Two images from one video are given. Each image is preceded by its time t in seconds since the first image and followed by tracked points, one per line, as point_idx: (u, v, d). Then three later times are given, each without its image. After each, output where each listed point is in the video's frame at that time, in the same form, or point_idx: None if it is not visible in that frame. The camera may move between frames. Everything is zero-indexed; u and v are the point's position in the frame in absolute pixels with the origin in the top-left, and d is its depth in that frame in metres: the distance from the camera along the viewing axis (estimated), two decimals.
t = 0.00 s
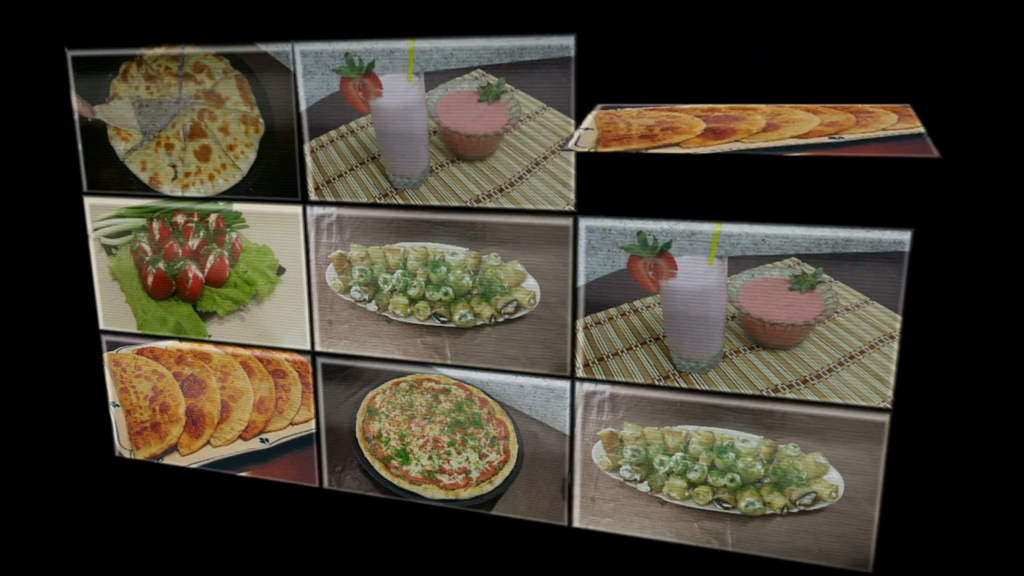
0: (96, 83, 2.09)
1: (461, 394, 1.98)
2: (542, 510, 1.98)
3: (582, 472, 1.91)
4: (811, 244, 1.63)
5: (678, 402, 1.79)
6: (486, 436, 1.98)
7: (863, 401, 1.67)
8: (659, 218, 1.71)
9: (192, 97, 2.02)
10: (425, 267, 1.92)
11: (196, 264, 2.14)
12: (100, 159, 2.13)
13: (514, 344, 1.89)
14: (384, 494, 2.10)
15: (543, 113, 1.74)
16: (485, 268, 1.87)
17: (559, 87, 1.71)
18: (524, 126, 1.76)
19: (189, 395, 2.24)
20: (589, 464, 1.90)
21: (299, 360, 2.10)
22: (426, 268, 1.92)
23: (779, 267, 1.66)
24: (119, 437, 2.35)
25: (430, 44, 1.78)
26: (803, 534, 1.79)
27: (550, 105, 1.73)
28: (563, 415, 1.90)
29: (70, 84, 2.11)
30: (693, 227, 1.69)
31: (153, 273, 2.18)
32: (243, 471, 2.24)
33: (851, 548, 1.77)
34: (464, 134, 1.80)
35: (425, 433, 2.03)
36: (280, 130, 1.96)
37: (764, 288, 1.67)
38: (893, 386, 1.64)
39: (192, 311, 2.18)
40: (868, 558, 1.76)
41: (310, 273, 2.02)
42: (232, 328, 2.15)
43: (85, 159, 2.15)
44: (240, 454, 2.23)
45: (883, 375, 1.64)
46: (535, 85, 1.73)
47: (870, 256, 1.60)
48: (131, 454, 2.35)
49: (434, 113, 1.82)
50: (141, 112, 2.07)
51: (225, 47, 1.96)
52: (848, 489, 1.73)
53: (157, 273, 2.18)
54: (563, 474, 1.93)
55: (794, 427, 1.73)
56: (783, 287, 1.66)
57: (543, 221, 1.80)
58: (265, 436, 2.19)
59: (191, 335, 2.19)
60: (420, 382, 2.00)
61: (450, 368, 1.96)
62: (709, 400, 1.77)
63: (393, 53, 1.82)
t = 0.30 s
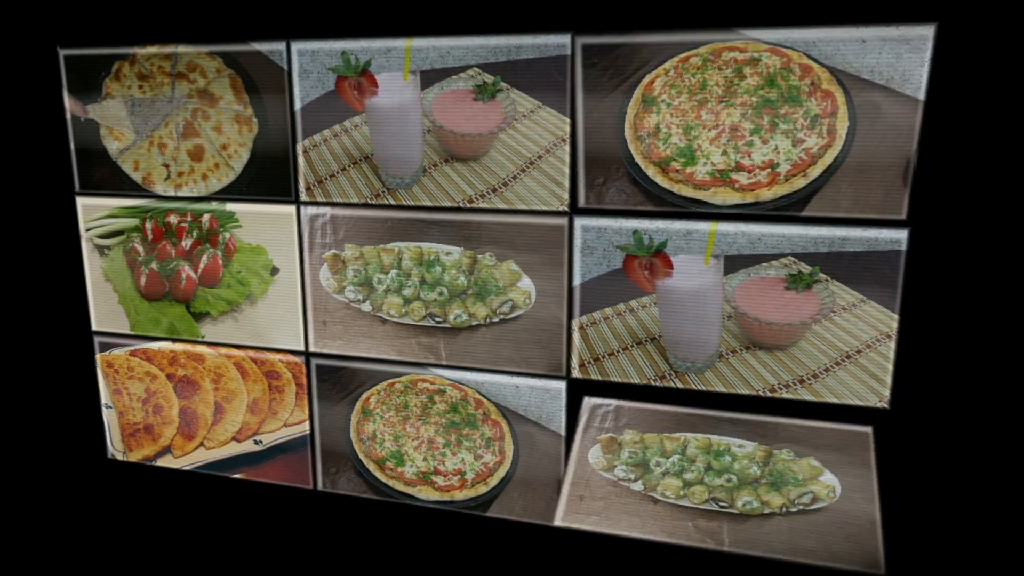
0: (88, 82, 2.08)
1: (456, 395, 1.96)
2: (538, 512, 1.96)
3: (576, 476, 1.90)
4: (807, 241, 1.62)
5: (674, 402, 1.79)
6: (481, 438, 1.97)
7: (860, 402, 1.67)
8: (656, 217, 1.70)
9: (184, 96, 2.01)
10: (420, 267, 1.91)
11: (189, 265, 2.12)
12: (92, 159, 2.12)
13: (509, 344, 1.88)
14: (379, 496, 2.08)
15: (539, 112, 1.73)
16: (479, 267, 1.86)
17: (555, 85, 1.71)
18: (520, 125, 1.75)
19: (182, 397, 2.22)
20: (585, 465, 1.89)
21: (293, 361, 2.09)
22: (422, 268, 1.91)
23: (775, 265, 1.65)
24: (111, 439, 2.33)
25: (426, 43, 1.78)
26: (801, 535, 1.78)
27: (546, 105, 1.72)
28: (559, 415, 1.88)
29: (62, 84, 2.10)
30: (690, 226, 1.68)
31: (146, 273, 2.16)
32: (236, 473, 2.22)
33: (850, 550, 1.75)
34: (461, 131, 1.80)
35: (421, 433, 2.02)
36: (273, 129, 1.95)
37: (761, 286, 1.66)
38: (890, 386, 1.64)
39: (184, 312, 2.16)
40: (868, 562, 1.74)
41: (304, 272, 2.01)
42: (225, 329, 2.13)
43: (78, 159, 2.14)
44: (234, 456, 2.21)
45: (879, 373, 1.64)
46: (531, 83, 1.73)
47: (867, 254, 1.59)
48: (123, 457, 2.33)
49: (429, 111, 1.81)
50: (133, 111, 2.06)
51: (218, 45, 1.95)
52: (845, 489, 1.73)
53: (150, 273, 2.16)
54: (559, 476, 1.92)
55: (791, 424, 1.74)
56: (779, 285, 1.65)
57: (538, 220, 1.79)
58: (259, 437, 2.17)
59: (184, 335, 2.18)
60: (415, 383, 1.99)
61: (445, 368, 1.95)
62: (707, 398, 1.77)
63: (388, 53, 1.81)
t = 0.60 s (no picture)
0: (77, 81, 2.05)
1: (450, 396, 1.94)
2: (533, 513, 1.94)
3: (572, 478, 1.89)
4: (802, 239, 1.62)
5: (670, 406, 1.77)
6: (475, 440, 1.95)
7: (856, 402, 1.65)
8: (654, 219, 1.68)
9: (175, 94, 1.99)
10: (413, 267, 1.89)
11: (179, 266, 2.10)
12: (81, 158, 2.10)
13: (504, 345, 1.86)
14: (371, 499, 2.06)
15: (534, 109, 1.71)
16: (473, 267, 1.84)
17: (549, 82, 1.69)
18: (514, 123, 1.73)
19: (172, 399, 2.20)
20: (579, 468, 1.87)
21: (285, 363, 2.06)
22: (415, 268, 1.88)
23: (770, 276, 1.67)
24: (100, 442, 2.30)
25: (419, 40, 1.76)
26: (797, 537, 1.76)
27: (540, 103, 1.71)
28: (553, 417, 1.86)
29: (51, 82, 2.07)
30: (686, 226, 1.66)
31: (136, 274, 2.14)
32: (227, 476, 2.19)
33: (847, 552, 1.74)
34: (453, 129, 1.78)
35: (413, 436, 1.99)
36: (265, 127, 1.93)
37: (756, 293, 1.67)
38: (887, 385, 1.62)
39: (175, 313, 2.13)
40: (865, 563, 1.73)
41: (296, 272, 1.99)
42: (216, 330, 2.11)
43: (66, 158, 2.11)
44: (224, 459, 2.18)
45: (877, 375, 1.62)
46: (525, 81, 1.71)
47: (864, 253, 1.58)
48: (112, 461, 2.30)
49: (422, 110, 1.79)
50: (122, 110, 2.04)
51: (209, 43, 1.93)
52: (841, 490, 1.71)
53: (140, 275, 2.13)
54: (554, 478, 1.90)
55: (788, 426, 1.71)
56: (773, 293, 1.66)
57: (532, 219, 1.77)
58: (250, 440, 2.14)
59: (174, 337, 2.15)
60: (408, 384, 1.97)
61: (439, 369, 1.93)
62: (702, 402, 1.75)
63: (381, 50, 1.79)
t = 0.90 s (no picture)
0: (63, 78, 2.02)
1: (442, 397, 1.91)
2: (527, 517, 1.91)
3: (566, 482, 1.85)
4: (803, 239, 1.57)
5: (665, 406, 1.74)
6: (468, 443, 1.91)
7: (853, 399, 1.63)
8: (649, 215, 1.65)
9: (161, 91, 1.95)
10: (405, 267, 1.86)
11: (166, 266, 2.06)
12: (67, 157, 2.06)
13: (496, 345, 1.83)
14: (363, 504, 2.02)
15: (527, 105, 1.69)
16: (467, 267, 1.81)
17: (543, 79, 1.67)
18: (509, 120, 1.71)
19: (159, 402, 2.16)
20: (573, 472, 1.84)
21: (274, 365, 2.03)
22: (406, 267, 1.86)
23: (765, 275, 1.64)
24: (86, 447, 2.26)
25: (411, 36, 1.74)
26: (795, 541, 1.73)
27: (534, 100, 1.69)
28: (547, 419, 1.83)
29: (36, 80, 2.04)
30: (681, 223, 1.64)
31: (122, 275, 2.10)
32: (215, 481, 2.16)
33: (846, 555, 1.71)
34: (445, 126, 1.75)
35: (405, 439, 1.96)
36: (254, 126, 1.90)
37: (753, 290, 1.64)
38: (885, 384, 1.60)
39: (162, 315, 2.10)
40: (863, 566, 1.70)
41: (285, 273, 1.96)
42: (204, 332, 2.08)
43: (51, 157, 2.08)
44: (213, 463, 2.14)
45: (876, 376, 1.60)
46: (518, 77, 1.69)
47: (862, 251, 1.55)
48: (98, 466, 2.26)
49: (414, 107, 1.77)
50: (108, 108, 2.00)
51: (197, 40, 1.90)
52: (840, 492, 1.68)
53: (126, 275, 2.09)
54: (548, 482, 1.87)
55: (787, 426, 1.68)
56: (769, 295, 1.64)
57: (526, 218, 1.74)
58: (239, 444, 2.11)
59: (161, 339, 2.11)
60: (400, 386, 1.93)
61: (431, 371, 1.90)
62: (696, 402, 1.72)
63: (373, 46, 1.77)
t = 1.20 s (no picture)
0: (44, 75, 1.97)
1: (433, 400, 1.87)
2: (519, 521, 1.87)
3: (559, 486, 1.81)
4: (800, 235, 1.55)
5: (660, 408, 1.70)
6: (459, 446, 1.87)
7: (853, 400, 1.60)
8: (644, 212, 1.63)
9: (145, 88, 1.91)
10: (394, 266, 1.82)
11: (150, 267, 2.01)
12: (48, 156, 2.01)
13: (488, 346, 1.79)
14: (352, 509, 1.98)
15: (519, 101, 1.66)
16: (457, 266, 1.77)
17: (535, 73, 1.64)
18: (501, 115, 1.68)
19: (142, 407, 2.10)
20: (567, 476, 1.80)
21: (260, 368, 1.98)
22: (396, 267, 1.82)
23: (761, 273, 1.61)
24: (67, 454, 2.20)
25: (401, 30, 1.71)
26: (793, 544, 1.70)
27: (526, 95, 1.66)
28: (540, 422, 1.79)
29: (16, 77, 1.99)
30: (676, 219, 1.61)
31: (104, 276, 2.05)
32: (200, 488, 2.10)
33: (845, 558, 1.68)
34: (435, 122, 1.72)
35: (395, 443, 1.91)
36: (240, 123, 1.86)
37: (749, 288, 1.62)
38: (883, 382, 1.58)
39: (145, 318, 2.05)
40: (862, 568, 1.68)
41: (272, 274, 1.91)
42: (188, 335, 2.03)
43: (31, 155, 2.03)
44: (198, 469, 2.09)
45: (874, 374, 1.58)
46: (510, 72, 1.66)
47: (860, 247, 1.53)
48: (79, 473, 2.20)
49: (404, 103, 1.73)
50: (90, 105, 1.96)
51: (182, 35, 1.86)
52: (839, 494, 1.65)
53: (108, 276, 2.04)
54: (541, 486, 1.83)
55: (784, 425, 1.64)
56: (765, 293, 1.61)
57: (518, 215, 1.71)
58: (224, 450, 2.05)
59: (144, 342, 2.06)
60: (389, 389, 1.89)
61: (420, 373, 1.86)
62: (692, 403, 1.68)
63: (362, 41, 1.73)
